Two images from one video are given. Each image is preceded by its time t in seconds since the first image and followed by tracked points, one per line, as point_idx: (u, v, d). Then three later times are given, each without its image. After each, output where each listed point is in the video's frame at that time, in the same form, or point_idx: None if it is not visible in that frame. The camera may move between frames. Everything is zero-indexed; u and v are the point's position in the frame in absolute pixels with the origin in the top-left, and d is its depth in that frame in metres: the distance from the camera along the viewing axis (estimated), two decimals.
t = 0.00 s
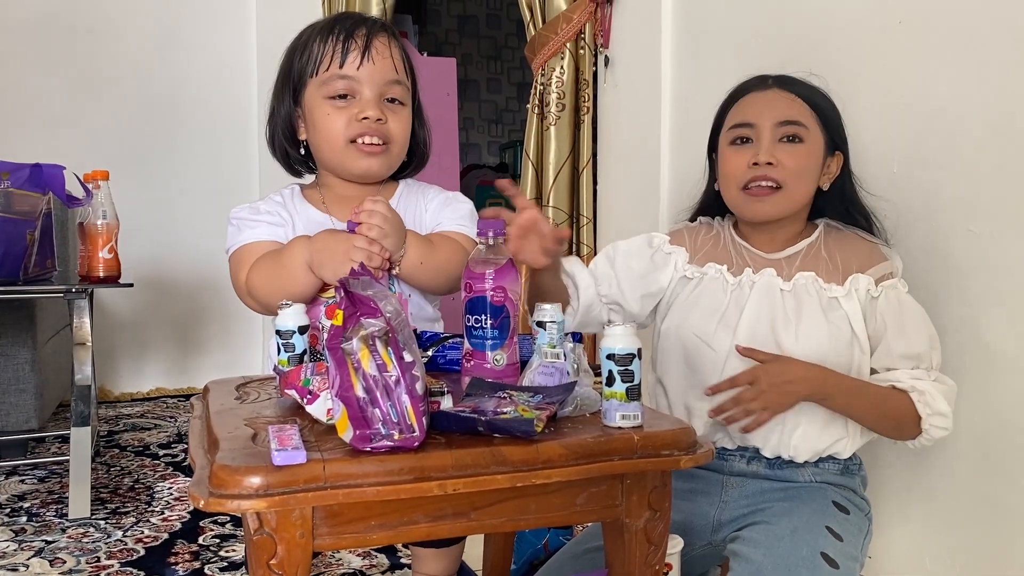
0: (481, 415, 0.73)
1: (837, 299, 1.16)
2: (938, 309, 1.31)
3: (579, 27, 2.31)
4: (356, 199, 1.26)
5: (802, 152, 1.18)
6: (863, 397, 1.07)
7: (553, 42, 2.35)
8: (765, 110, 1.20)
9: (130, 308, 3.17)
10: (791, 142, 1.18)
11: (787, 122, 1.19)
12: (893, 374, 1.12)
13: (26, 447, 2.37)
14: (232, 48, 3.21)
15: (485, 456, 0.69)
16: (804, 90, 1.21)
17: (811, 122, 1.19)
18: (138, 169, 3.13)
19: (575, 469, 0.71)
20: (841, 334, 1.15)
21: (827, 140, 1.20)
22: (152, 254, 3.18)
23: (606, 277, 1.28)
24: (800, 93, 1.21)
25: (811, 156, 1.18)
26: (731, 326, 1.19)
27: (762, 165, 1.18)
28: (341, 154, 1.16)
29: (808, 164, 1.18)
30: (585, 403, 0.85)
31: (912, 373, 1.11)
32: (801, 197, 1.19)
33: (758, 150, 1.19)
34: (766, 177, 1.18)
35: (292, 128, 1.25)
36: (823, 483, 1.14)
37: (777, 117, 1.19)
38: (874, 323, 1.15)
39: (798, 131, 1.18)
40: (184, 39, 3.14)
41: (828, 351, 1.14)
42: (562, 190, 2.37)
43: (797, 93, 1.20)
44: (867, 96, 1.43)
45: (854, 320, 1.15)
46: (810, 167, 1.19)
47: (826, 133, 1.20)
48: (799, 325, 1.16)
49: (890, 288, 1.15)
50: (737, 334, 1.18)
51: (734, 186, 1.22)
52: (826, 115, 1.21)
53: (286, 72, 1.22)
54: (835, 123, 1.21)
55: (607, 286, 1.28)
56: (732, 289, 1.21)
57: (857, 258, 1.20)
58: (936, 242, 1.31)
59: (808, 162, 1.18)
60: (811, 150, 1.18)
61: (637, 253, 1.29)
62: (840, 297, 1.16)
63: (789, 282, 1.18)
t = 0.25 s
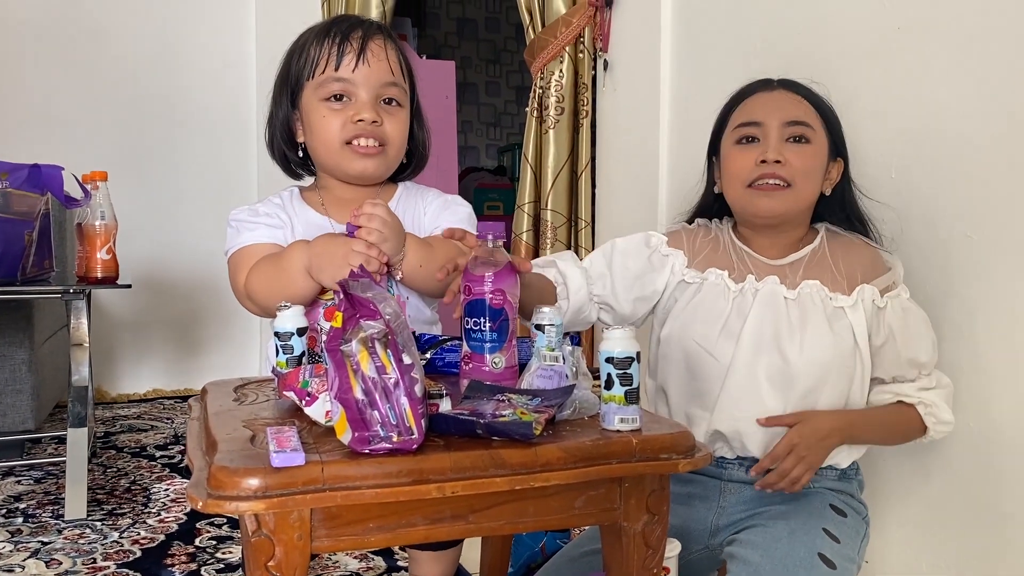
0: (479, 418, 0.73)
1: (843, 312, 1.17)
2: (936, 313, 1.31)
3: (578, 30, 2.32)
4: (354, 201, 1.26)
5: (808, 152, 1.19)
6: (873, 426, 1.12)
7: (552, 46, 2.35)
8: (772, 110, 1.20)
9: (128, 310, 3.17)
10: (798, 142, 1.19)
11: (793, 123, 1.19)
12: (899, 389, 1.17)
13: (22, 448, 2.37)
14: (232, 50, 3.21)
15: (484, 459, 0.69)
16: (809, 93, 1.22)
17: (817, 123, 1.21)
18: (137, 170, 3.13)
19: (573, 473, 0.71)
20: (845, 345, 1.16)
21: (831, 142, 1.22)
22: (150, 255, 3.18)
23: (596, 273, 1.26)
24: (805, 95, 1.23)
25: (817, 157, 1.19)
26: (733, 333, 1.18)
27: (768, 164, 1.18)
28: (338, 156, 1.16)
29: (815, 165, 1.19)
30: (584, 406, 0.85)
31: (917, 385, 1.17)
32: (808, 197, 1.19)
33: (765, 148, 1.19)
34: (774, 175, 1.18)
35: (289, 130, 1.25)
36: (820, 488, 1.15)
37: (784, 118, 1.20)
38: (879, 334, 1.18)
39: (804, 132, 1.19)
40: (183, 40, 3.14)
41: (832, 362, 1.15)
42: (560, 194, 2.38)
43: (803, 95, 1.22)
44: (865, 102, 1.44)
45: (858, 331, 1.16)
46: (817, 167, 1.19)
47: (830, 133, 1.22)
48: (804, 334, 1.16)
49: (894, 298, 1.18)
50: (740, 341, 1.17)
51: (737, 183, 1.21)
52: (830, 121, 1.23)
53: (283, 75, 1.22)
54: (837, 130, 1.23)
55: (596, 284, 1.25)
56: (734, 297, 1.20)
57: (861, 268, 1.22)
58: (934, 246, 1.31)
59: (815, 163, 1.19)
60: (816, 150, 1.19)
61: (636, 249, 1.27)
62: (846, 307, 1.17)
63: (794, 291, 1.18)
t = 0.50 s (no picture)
0: (480, 420, 0.74)
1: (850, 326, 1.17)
2: (936, 317, 1.31)
3: (578, 34, 2.32)
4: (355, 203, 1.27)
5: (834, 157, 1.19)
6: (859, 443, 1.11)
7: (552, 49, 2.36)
8: (796, 115, 1.21)
9: (126, 310, 3.17)
10: (822, 147, 1.19)
11: (819, 127, 1.19)
12: (890, 412, 1.15)
13: (20, 448, 2.36)
14: (232, 51, 3.21)
15: (483, 461, 0.69)
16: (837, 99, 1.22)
17: (842, 128, 1.20)
18: (137, 171, 3.13)
19: (572, 475, 0.71)
20: (851, 359, 1.16)
21: (858, 149, 1.21)
22: (149, 256, 3.18)
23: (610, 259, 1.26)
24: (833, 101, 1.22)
25: (842, 162, 1.19)
26: (740, 335, 1.18)
27: (790, 168, 1.19)
28: (338, 157, 1.16)
29: (840, 170, 1.19)
30: (583, 408, 0.86)
31: (910, 412, 1.14)
32: (834, 203, 1.20)
33: (788, 153, 1.19)
34: (798, 180, 1.18)
35: (289, 132, 1.25)
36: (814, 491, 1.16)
37: (809, 122, 1.20)
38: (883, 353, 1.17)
39: (828, 138, 1.19)
40: (183, 41, 3.15)
41: (836, 374, 1.15)
42: (560, 198, 2.38)
43: (830, 100, 1.22)
44: (865, 106, 1.44)
45: (866, 347, 1.17)
46: (842, 172, 1.19)
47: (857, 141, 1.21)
48: (811, 342, 1.16)
49: (904, 319, 1.17)
50: (746, 342, 1.17)
51: (761, 188, 1.22)
52: (858, 125, 1.22)
53: (284, 77, 1.23)
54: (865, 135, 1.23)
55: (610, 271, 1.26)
56: (747, 298, 1.20)
57: (874, 284, 1.22)
58: (934, 250, 1.32)
59: (839, 167, 1.19)
60: (842, 156, 1.19)
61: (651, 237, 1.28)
62: (855, 322, 1.17)
63: (807, 299, 1.19)
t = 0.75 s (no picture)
0: (479, 422, 0.74)
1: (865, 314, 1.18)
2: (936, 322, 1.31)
3: (579, 36, 2.31)
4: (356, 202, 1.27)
5: (831, 164, 1.19)
6: (892, 424, 1.11)
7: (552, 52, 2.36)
8: (791, 121, 1.21)
9: (125, 311, 3.17)
10: (818, 154, 1.19)
11: (815, 134, 1.20)
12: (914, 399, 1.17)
13: (17, 449, 2.36)
14: (232, 53, 3.21)
15: (484, 463, 0.69)
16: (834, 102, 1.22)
17: (838, 133, 1.20)
18: (136, 171, 3.13)
19: (572, 478, 0.71)
20: (866, 348, 1.16)
21: (855, 151, 1.22)
22: (148, 256, 3.17)
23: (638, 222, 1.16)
24: (828, 104, 1.22)
25: (839, 168, 1.20)
26: (755, 330, 1.18)
27: (790, 178, 1.19)
28: (339, 154, 1.16)
29: (838, 176, 1.19)
30: (583, 410, 0.86)
31: (932, 395, 1.16)
32: (831, 210, 1.21)
33: (785, 162, 1.20)
34: (794, 190, 1.19)
35: (290, 134, 1.25)
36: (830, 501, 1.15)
37: (805, 129, 1.20)
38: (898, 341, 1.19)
39: (825, 144, 1.20)
40: (184, 42, 3.15)
41: (854, 363, 1.15)
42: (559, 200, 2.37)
43: (826, 105, 1.21)
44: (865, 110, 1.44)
45: (881, 336, 1.17)
46: (840, 178, 1.20)
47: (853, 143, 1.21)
48: (827, 333, 1.16)
49: (913, 306, 1.20)
50: (761, 337, 1.17)
51: (758, 199, 1.23)
52: (854, 126, 1.22)
53: (285, 79, 1.23)
54: (865, 135, 1.23)
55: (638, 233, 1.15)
56: (762, 292, 1.20)
57: (880, 277, 1.23)
58: (933, 255, 1.32)
59: (837, 173, 1.19)
60: (838, 163, 1.20)
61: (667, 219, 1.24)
62: (869, 311, 1.18)
63: (819, 291, 1.19)
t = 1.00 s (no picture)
0: (479, 424, 0.73)
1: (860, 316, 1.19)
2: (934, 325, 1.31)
3: (578, 39, 2.33)
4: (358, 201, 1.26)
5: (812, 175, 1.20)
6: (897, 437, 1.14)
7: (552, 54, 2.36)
8: (771, 134, 1.22)
9: (123, 312, 3.17)
10: (799, 165, 1.20)
11: (795, 146, 1.21)
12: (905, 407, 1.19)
13: (15, 450, 2.36)
14: (232, 54, 3.21)
15: (483, 465, 0.69)
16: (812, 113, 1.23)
17: (817, 142, 1.22)
18: (135, 172, 3.13)
19: (571, 480, 0.71)
20: (860, 345, 1.17)
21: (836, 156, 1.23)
22: (147, 257, 3.17)
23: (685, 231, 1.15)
24: (805, 114, 1.23)
25: (821, 177, 1.21)
26: (751, 329, 1.18)
27: (771, 193, 1.20)
28: (344, 148, 1.16)
29: (821, 186, 1.21)
30: (583, 412, 0.85)
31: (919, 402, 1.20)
32: (813, 222, 1.22)
33: (767, 176, 1.21)
34: (777, 205, 1.20)
35: (293, 134, 1.25)
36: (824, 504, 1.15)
37: (785, 140, 1.21)
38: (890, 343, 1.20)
39: (805, 155, 1.21)
40: (183, 43, 3.15)
41: (849, 359, 1.16)
42: (559, 202, 2.36)
43: (804, 115, 1.22)
44: (865, 113, 1.44)
45: (874, 335, 1.18)
46: (823, 188, 1.21)
47: (834, 149, 1.23)
48: (822, 332, 1.17)
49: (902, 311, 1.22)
50: (758, 334, 1.17)
51: (744, 211, 1.24)
52: (834, 132, 1.23)
53: (288, 81, 1.24)
54: (846, 135, 1.24)
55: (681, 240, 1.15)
56: (757, 292, 1.20)
57: (869, 279, 1.25)
58: (932, 258, 1.31)
59: (819, 183, 1.21)
60: (818, 174, 1.21)
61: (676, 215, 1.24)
62: (863, 310, 1.19)
63: (815, 290, 1.20)
